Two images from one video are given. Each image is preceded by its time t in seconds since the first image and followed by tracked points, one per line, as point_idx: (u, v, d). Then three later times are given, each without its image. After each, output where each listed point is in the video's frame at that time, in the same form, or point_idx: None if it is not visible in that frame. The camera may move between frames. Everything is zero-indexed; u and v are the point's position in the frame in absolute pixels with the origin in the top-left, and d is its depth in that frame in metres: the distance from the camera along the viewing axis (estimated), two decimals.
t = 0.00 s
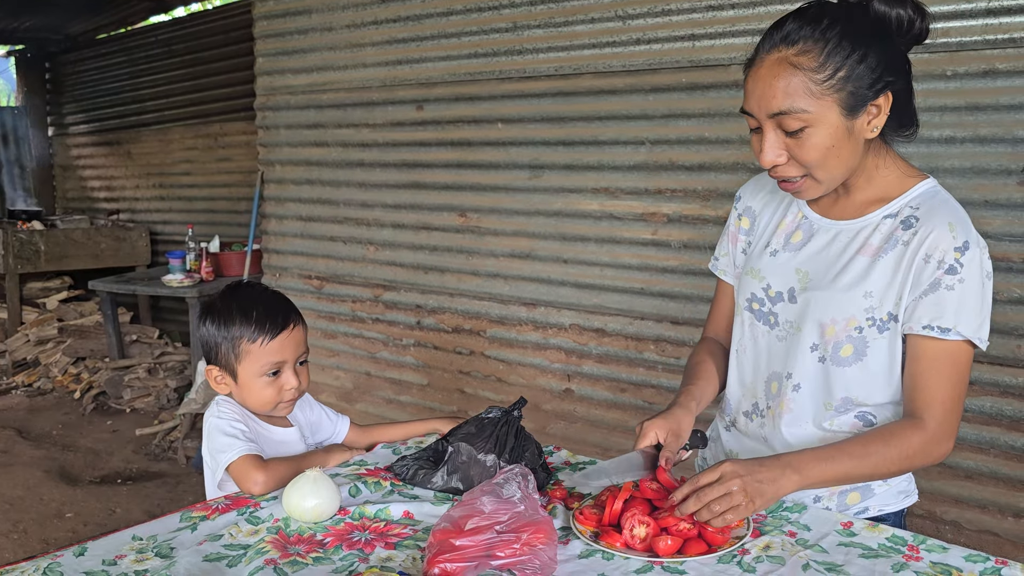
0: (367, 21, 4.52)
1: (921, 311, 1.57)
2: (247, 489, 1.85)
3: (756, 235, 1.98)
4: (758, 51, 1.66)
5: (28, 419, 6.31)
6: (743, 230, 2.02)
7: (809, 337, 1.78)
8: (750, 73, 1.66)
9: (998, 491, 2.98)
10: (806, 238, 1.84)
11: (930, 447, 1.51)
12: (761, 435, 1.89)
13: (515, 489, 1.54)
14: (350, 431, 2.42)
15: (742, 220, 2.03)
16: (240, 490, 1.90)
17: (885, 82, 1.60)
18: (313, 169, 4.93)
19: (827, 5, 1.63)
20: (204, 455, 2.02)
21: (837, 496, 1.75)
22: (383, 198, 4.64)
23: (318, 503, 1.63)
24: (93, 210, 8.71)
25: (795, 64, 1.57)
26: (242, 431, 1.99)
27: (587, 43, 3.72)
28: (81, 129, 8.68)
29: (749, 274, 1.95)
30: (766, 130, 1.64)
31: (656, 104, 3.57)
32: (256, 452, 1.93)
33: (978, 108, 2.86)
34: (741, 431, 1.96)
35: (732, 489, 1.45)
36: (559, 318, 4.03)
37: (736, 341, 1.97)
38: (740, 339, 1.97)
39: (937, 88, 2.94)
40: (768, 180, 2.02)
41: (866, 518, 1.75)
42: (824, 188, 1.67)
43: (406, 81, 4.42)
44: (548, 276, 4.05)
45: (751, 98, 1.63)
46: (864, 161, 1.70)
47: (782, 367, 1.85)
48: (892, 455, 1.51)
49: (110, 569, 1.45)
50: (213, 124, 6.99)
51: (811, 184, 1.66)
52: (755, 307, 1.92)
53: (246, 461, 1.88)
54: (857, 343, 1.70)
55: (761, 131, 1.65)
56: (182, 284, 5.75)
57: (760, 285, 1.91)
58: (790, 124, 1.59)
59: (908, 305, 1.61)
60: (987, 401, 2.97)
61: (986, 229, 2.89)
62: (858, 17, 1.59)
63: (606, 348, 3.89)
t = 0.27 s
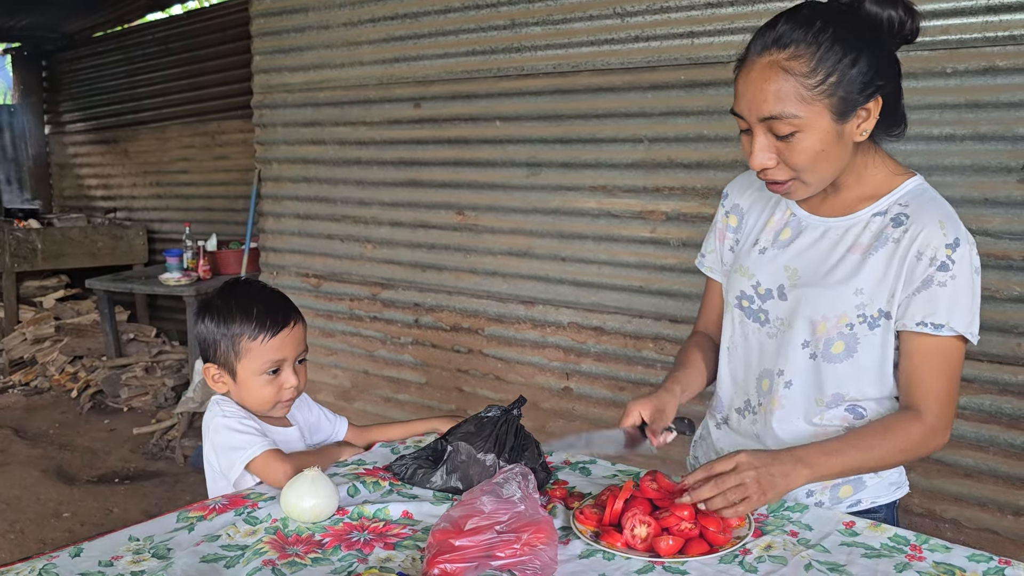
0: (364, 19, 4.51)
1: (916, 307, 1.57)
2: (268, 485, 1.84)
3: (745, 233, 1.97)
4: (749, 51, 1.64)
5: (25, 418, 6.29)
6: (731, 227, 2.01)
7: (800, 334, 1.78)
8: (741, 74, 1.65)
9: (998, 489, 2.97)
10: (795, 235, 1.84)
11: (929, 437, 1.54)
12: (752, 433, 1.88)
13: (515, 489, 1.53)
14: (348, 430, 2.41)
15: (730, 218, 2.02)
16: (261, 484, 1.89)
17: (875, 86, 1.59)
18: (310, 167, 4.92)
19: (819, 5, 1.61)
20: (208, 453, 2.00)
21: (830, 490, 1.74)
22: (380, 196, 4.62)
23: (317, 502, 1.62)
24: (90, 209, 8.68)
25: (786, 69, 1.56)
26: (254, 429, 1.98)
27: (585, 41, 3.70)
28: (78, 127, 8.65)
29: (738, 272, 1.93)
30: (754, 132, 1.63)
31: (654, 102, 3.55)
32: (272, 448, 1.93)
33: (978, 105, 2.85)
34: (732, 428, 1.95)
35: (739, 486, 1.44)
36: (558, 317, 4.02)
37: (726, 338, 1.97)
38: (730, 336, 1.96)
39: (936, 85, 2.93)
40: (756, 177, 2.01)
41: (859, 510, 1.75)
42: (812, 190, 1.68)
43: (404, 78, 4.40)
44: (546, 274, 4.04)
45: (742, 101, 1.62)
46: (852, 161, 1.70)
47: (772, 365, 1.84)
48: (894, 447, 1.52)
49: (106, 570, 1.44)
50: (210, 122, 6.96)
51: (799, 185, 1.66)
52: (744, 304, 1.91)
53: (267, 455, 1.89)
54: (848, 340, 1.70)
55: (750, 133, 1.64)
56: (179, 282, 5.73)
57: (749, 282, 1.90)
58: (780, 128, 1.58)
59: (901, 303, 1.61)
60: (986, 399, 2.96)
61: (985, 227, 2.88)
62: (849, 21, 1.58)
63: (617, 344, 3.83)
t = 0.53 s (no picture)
0: (365, 16, 4.49)
1: (897, 292, 1.60)
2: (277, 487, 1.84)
3: (718, 229, 1.98)
4: (720, 53, 1.67)
5: (25, 417, 6.28)
6: (702, 223, 2.03)
7: (779, 324, 1.80)
8: (711, 74, 1.67)
9: (1003, 488, 2.96)
10: (768, 229, 1.86)
11: (930, 418, 1.56)
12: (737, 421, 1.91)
13: (523, 487, 1.52)
14: (351, 428, 2.40)
15: (701, 214, 2.03)
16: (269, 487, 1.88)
17: (841, 88, 1.63)
18: (311, 165, 4.90)
19: (789, 8, 1.64)
20: (211, 455, 1.98)
21: (814, 475, 1.76)
22: (381, 194, 4.61)
23: (321, 502, 1.61)
24: (89, 207, 8.66)
25: (755, 72, 1.59)
26: (258, 431, 1.96)
27: (587, 38, 3.69)
28: (76, 125, 8.63)
29: (712, 267, 1.95)
30: (725, 132, 1.66)
31: (656, 99, 3.54)
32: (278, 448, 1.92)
33: (982, 102, 2.84)
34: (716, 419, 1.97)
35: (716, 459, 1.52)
36: (560, 315, 4.01)
37: (704, 332, 1.98)
38: (709, 329, 1.98)
39: (941, 82, 2.91)
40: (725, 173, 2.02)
41: (843, 492, 1.76)
42: (779, 188, 1.72)
43: (405, 76, 4.39)
44: (548, 273, 4.02)
45: (712, 102, 1.65)
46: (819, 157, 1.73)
47: (753, 355, 1.86)
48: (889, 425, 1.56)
49: (110, 570, 1.42)
50: (210, 120, 6.94)
51: (768, 183, 1.70)
52: (721, 298, 1.92)
53: (274, 457, 1.88)
54: (826, 327, 1.73)
55: (721, 132, 1.68)
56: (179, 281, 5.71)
57: (725, 276, 1.91)
58: (749, 130, 1.62)
59: (879, 290, 1.65)
60: (991, 398, 2.95)
61: (990, 224, 2.87)
62: (817, 25, 1.61)
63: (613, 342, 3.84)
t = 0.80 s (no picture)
0: (366, 14, 4.48)
1: (843, 281, 1.65)
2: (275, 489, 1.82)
3: (668, 230, 2.00)
4: (666, 47, 1.69)
5: (25, 416, 6.27)
6: (655, 225, 2.03)
7: (730, 318, 1.83)
8: (657, 68, 1.69)
9: (1006, 488, 2.96)
10: (715, 228, 1.88)
11: (895, 396, 1.57)
12: (695, 416, 1.93)
13: (528, 490, 1.51)
14: (352, 428, 2.39)
15: (653, 217, 2.03)
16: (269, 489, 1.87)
17: (777, 91, 1.65)
18: (312, 164, 4.89)
19: (733, 10, 1.66)
20: (211, 457, 1.97)
21: (773, 458, 1.83)
22: (383, 193, 4.60)
23: (325, 503, 1.60)
24: (89, 206, 8.65)
25: (693, 68, 1.61)
26: (259, 433, 1.95)
27: (589, 36, 3.68)
28: (76, 123, 8.61)
29: (665, 267, 1.96)
30: (663, 123, 1.68)
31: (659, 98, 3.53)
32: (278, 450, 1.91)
33: (986, 101, 2.83)
34: (675, 415, 1.99)
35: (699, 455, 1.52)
36: (561, 314, 4.00)
37: (660, 330, 1.99)
38: (664, 327, 1.99)
39: (945, 80, 2.90)
40: (672, 175, 2.03)
41: (801, 473, 1.84)
42: (713, 182, 1.74)
43: (406, 74, 4.37)
44: (550, 271, 4.01)
45: (653, 94, 1.67)
46: (754, 156, 1.76)
47: (707, 349, 1.89)
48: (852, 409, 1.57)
49: (113, 573, 1.41)
50: (210, 118, 6.93)
51: (701, 176, 1.72)
52: (675, 296, 1.94)
53: (273, 458, 1.87)
54: (773, 318, 1.77)
55: (660, 123, 1.69)
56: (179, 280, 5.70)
57: (678, 275, 1.93)
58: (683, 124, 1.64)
59: (823, 280, 1.70)
60: (994, 398, 2.94)
61: (994, 224, 2.86)
62: (757, 28, 1.63)
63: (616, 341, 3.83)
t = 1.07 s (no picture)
0: (367, 12, 4.47)
1: (807, 271, 1.67)
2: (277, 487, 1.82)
3: (632, 237, 2.01)
4: (613, 60, 1.77)
5: (25, 414, 6.27)
6: (618, 233, 2.05)
7: (699, 318, 1.86)
8: (605, 79, 1.77)
9: (1006, 486, 2.96)
10: (677, 232, 1.91)
11: (876, 370, 1.57)
12: (673, 414, 1.95)
13: (529, 488, 1.51)
14: (353, 425, 2.39)
15: (615, 225, 2.05)
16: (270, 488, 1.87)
17: (716, 97, 1.73)
18: (313, 162, 4.89)
19: (672, 23, 1.73)
20: (214, 455, 1.97)
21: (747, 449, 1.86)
22: (383, 192, 4.59)
23: (326, 502, 1.60)
24: (89, 204, 8.65)
25: (636, 79, 1.69)
26: (260, 431, 1.95)
27: (590, 34, 3.67)
28: (76, 122, 8.61)
29: (632, 273, 1.98)
30: (614, 132, 1.76)
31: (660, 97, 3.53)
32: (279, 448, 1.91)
33: (988, 99, 2.83)
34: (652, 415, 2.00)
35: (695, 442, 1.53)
36: (562, 313, 4.00)
37: (632, 335, 2.01)
38: (635, 332, 2.01)
39: (946, 79, 2.89)
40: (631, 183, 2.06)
41: (772, 464, 1.88)
42: (663, 185, 1.82)
43: (407, 72, 4.37)
44: (550, 270, 4.01)
45: (602, 104, 1.75)
46: (703, 159, 1.82)
47: (680, 348, 1.91)
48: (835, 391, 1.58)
49: (113, 572, 1.42)
50: (211, 117, 6.93)
51: (652, 179, 1.80)
52: (644, 301, 1.96)
53: (275, 456, 1.87)
54: (742, 314, 1.81)
55: (611, 132, 1.77)
56: (180, 278, 5.71)
57: (646, 280, 1.95)
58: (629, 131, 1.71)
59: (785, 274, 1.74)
60: (995, 396, 2.94)
61: (995, 222, 2.86)
62: (696, 39, 1.71)
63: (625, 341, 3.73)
